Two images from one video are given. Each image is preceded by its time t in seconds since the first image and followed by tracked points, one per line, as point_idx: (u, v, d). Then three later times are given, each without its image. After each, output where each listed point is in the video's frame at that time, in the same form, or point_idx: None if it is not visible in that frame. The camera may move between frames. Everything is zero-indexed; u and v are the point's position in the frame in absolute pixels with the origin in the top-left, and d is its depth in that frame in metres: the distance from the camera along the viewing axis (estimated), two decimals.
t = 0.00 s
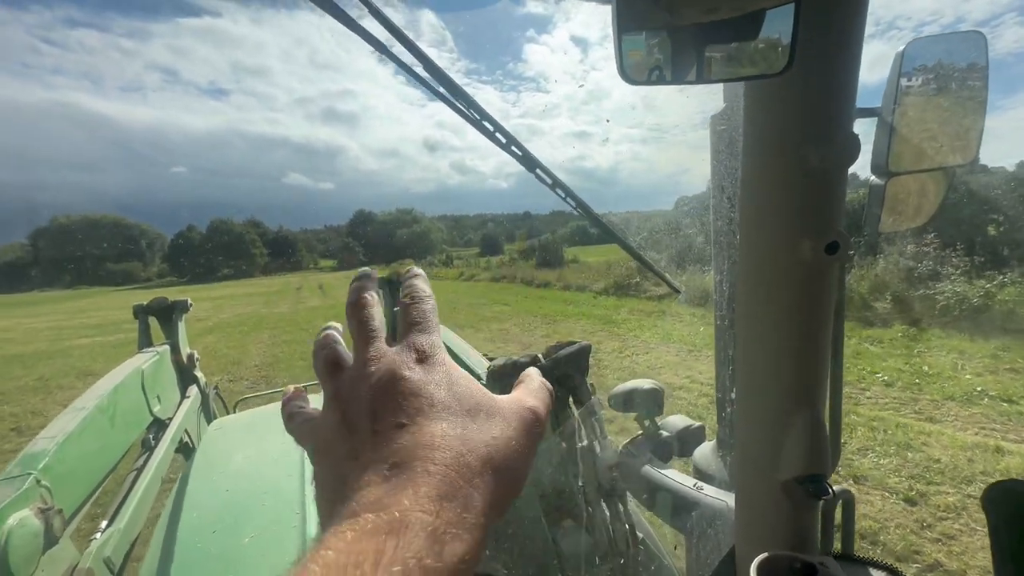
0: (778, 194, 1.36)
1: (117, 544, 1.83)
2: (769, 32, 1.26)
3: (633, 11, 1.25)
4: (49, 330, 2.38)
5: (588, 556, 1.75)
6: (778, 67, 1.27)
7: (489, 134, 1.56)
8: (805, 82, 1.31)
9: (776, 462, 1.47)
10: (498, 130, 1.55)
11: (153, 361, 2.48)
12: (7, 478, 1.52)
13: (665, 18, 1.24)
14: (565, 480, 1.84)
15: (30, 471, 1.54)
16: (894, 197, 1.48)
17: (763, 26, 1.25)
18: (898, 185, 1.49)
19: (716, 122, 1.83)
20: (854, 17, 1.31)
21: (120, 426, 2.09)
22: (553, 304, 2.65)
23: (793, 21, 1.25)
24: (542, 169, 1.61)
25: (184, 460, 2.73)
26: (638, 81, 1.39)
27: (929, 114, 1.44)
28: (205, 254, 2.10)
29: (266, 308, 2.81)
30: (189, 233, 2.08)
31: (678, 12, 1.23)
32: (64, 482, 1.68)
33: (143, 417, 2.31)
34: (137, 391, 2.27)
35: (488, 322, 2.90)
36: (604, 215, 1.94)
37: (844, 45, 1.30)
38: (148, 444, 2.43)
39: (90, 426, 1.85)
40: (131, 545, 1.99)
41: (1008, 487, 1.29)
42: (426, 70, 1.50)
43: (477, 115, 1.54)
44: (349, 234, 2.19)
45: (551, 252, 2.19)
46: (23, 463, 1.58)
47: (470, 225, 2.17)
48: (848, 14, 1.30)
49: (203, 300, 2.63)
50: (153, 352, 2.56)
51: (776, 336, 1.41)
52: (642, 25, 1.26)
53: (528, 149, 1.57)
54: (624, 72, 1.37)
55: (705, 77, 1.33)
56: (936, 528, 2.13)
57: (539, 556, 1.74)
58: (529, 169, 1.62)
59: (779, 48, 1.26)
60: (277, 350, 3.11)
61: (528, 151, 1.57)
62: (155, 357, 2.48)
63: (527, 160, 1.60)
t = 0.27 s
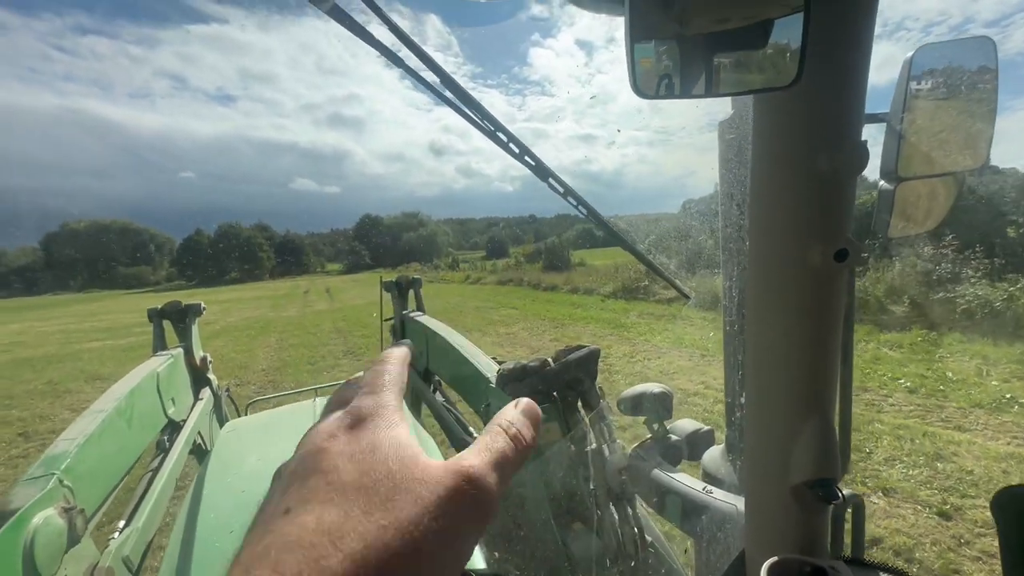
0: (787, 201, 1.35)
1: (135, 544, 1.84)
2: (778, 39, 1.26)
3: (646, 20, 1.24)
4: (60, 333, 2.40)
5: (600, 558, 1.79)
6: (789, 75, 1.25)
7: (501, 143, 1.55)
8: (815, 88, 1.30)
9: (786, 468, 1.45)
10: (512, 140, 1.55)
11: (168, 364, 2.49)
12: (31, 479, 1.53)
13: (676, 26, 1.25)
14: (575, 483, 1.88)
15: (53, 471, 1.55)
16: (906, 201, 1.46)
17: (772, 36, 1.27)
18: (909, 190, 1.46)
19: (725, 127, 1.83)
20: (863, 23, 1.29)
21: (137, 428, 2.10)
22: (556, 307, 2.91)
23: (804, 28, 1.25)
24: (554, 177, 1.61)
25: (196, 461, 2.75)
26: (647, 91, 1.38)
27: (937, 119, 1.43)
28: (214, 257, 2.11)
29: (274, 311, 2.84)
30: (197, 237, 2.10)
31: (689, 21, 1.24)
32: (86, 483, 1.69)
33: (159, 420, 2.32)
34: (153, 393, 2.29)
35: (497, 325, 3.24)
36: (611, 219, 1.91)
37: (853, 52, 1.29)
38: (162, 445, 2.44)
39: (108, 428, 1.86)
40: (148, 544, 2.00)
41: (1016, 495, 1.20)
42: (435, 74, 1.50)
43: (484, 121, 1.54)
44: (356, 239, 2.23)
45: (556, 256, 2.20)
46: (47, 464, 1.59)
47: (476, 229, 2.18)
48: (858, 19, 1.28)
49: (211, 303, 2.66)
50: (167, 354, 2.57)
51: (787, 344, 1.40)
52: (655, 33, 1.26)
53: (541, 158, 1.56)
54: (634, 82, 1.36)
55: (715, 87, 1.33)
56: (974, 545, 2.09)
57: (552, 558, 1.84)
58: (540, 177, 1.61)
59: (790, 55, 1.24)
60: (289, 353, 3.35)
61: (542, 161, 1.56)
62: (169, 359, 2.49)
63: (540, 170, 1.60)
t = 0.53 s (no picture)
0: (787, 205, 1.34)
1: (148, 543, 1.83)
2: (778, 44, 1.24)
3: (645, 26, 1.24)
4: (70, 336, 2.42)
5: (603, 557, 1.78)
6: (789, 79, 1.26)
7: (505, 151, 1.54)
8: (813, 93, 1.29)
9: (788, 473, 1.42)
10: (515, 148, 1.55)
11: (180, 366, 2.49)
12: (49, 477, 1.52)
13: (676, 34, 1.23)
14: (579, 484, 1.86)
15: (71, 470, 1.55)
16: (908, 205, 1.45)
17: (771, 42, 1.25)
18: (913, 193, 1.44)
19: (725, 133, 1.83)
20: (861, 29, 1.29)
21: (150, 429, 2.10)
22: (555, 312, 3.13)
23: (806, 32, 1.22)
24: (558, 184, 1.60)
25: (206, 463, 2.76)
26: (648, 95, 1.38)
27: (943, 120, 1.43)
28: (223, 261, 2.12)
29: (281, 315, 2.86)
30: (207, 241, 2.09)
31: (689, 29, 1.23)
32: (102, 482, 1.69)
33: (171, 421, 2.32)
34: (165, 395, 2.29)
35: (505, 331, 3.48)
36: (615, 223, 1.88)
37: (852, 56, 1.29)
38: (174, 447, 2.42)
39: (122, 428, 1.87)
40: (161, 543, 1.99)
41: (1011, 497, 1.12)
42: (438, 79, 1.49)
43: (486, 127, 1.54)
44: (362, 243, 2.25)
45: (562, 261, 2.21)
46: (64, 463, 1.59)
47: (481, 234, 2.19)
48: (856, 24, 1.28)
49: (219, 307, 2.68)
50: (180, 357, 2.56)
51: (787, 349, 1.38)
52: (655, 39, 1.25)
53: (543, 166, 1.56)
54: (633, 86, 1.36)
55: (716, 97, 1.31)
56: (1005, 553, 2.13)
57: (556, 556, 1.88)
58: (542, 183, 1.61)
59: (791, 60, 1.24)
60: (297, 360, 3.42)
61: (544, 168, 1.56)
62: (182, 362, 2.49)
63: (542, 176, 1.61)
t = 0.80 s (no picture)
0: (774, 218, 1.33)
1: (157, 546, 1.83)
2: (767, 56, 1.26)
3: (637, 40, 1.22)
4: (78, 339, 2.44)
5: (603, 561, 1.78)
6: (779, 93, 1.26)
7: (500, 164, 1.55)
8: (802, 100, 1.28)
9: (783, 484, 1.40)
10: (511, 160, 1.55)
11: (188, 371, 2.50)
12: (62, 479, 1.53)
13: (671, 47, 1.24)
14: (577, 487, 1.87)
15: (83, 473, 1.56)
16: (905, 212, 1.40)
17: (763, 54, 1.26)
18: (910, 200, 1.40)
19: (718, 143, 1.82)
20: (847, 39, 1.27)
21: (159, 433, 2.11)
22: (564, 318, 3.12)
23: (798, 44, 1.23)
24: (554, 196, 1.59)
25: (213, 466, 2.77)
26: (642, 107, 1.36)
27: (938, 128, 1.41)
28: (229, 266, 2.14)
29: (287, 319, 2.87)
30: (213, 246, 2.09)
31: (684, 42, 1.23)
32: (112, 485, 1.70)
33: (180, 426, 2.32)
34: (175, 400, 2.30)
35: (511, 336, 3.40)
36: (609, 231, 1.88)
37: (838, 67, 1.28)
38: (182, 450, 2.41)
39: (132, 432, 1.88)
40: (169, 546, 1.99)
41: (998, 501, 1.08)
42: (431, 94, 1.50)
43: (482, 139, 1.54)
44: (367, 248, 2.26)
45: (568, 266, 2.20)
46: (77, 466, 1.60)
47: (486, 238, 2.20)
48: (843, 33, 1.26)
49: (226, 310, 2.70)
50: (188, 362, 2.58)
51: (776, 361, 1.37)
52: (650, 52, 1.24)
53: (539, 178, 1.56)
54: (624, 99, 1.34)
55: (711, 108, 1.31)
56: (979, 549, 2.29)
57: (553, 559, 1.92)
58: (540, 197, 1.61)
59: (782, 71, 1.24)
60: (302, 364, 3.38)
61: (539, 180, 1.55)
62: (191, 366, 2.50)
63: (540, 188, 1.59)
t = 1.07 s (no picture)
0: (779, 220, 1.32)
1: (164, 547, 1.82)
2: (775, 59, 1.23)
3: (637, 46, 1.25)
4: (83, 341, 2.46)
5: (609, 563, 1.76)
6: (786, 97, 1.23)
7: (511, 166, 1.54)
8: (808, 98, 1.26)
9: (789, 488, 1.38)
10: (521, 163, 1.55)
11: (195, 373, 2.50)
12: (73, 478, 1.53)
13: (676, 50, 1.24)
14: (584, 487, 1.86)
15: (93, 472, 1.56)
16: (908, 214, 1.41)
17: (768, 58, 1.25)
18: (913, 203, 1.41)
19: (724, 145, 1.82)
20: (854, 42, 1.26)
21: (166, 435, 2.10)
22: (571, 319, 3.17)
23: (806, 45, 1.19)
24: (564, 198, 1.59)
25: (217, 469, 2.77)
26: (648, 110, 1.37)
27: (943, 131, 1.39)
28: (234, 270, 2.15)
29: (291, 323, 2.88)
30: (219, 249, 2.10)
31: (689, 46, 1.24)
32: (120, 485, 1.70)
33: (187, 427, 2.32)
34: (181, 402, 2.30)
35: (518, 341, 3.59)
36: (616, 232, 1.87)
37: (845, 70, 1.26)
38: (188, 452, 2.41)
39: (141, 433, 1.88)
40: (176, 546, 1.98)
41: (1005, 499, 1.07)
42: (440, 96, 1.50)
43: (492, 141, 1.54)
44: (372, 251, 2.27)
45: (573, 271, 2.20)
46: (87, 465, 1.60)
47: (490, 243, 2.20)
48: (850, 34, 1.24)
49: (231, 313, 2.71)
50: (195, 363, 2.58)
51: (782, 363, 1.35)
52: (655, 56, 1.25)
53: (548, 181, 1.56)
54: (632, 103, 1.37)
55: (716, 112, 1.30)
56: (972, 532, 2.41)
57: (561, 559, 1.94)
58: (547, 199, 1.60)
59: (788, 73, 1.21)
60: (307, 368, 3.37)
61: (549, 182, 1.55)
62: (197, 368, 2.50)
63: (547, 189, 1.59)
